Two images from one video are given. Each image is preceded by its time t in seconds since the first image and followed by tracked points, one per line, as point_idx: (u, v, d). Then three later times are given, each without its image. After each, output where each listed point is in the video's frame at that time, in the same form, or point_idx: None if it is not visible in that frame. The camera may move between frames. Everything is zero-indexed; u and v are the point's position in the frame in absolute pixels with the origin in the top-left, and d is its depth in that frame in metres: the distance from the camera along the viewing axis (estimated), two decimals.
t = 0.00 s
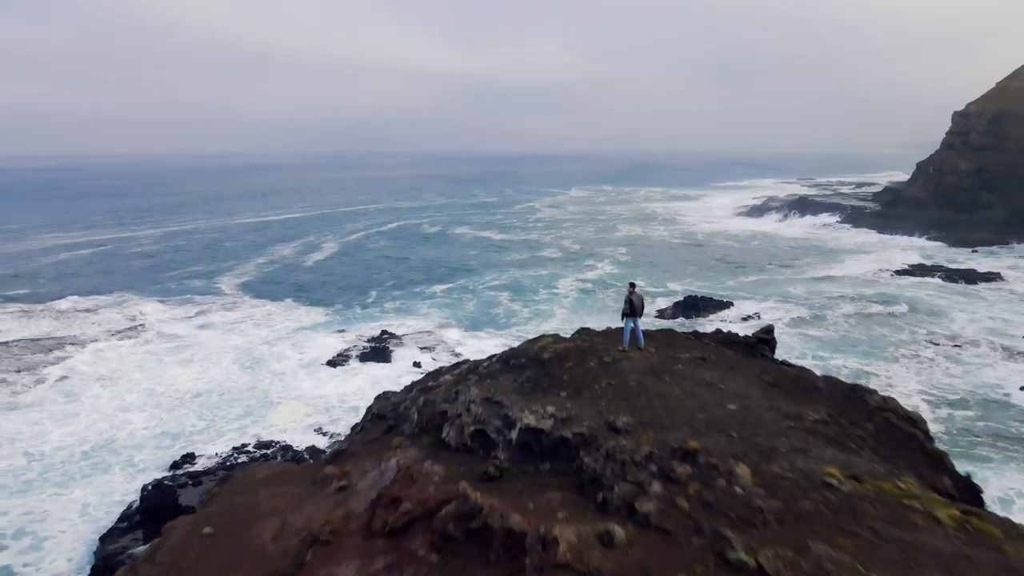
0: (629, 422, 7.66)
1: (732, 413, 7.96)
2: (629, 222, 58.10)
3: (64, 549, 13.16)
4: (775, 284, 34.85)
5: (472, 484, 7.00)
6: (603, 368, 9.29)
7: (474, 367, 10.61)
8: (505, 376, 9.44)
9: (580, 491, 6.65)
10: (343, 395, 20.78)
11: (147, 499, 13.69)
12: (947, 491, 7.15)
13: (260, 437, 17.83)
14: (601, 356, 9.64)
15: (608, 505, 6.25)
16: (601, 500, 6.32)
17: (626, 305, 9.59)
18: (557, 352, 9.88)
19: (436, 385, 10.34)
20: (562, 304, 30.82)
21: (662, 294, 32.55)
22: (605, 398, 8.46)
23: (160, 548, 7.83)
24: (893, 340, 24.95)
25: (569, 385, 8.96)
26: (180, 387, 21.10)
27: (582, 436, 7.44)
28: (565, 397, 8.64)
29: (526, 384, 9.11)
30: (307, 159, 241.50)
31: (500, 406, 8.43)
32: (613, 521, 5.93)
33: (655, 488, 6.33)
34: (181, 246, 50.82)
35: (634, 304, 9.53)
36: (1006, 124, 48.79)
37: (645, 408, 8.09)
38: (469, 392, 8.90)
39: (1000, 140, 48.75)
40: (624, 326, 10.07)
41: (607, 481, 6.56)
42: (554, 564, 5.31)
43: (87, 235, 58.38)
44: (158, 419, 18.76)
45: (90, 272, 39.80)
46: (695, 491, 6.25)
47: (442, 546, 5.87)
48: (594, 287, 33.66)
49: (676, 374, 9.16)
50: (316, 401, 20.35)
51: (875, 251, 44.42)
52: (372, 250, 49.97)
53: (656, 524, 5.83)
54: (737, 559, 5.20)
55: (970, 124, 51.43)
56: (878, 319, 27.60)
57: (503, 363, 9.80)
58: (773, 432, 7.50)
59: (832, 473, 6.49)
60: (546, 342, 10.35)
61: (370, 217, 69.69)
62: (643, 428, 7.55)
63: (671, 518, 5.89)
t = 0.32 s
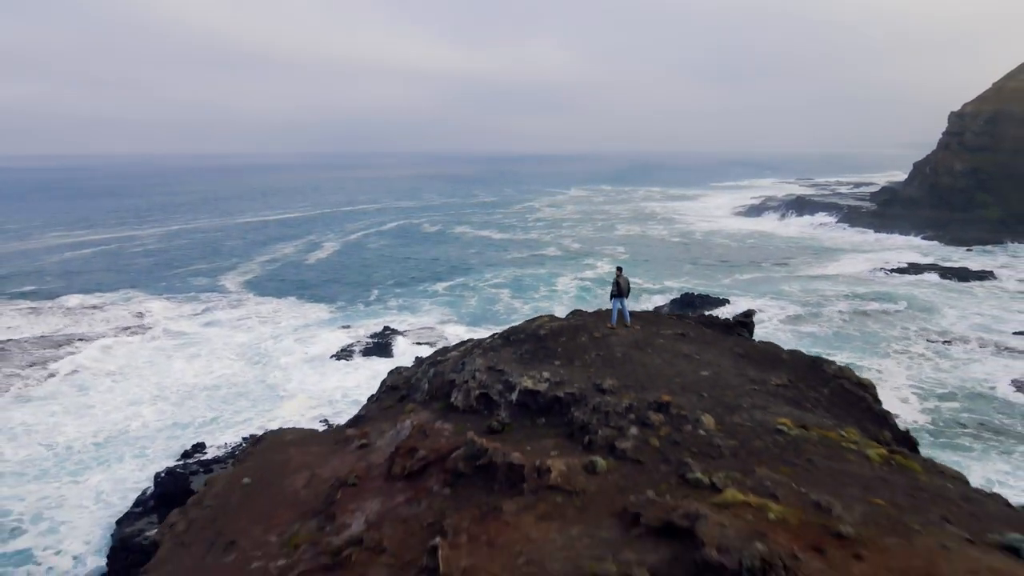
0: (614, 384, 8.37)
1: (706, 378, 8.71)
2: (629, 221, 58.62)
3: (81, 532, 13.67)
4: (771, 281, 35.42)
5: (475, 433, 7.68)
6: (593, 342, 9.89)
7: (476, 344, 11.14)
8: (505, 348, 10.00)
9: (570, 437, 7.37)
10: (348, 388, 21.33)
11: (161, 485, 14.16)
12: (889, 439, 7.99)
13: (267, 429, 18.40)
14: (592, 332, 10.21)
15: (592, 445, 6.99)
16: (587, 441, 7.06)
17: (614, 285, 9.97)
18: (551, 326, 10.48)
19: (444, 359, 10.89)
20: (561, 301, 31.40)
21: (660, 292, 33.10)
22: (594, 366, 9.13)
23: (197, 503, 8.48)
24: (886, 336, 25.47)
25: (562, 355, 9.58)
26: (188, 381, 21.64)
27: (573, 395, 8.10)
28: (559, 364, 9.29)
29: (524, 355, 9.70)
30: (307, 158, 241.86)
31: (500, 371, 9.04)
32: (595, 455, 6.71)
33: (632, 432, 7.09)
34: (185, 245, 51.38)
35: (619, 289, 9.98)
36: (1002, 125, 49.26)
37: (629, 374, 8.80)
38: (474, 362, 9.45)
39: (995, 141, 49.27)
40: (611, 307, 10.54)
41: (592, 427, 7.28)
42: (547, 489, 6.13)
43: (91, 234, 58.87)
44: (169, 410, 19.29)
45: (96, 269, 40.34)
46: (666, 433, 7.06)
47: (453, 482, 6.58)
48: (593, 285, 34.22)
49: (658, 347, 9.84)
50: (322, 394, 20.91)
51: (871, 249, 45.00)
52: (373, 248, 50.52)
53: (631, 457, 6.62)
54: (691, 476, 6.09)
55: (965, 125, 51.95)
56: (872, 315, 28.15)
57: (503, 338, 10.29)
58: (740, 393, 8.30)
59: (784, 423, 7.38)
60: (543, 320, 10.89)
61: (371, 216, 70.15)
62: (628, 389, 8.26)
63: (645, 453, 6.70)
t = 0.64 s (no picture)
0: (608, 360, 8.86)
1: (693, 357, 9.20)
2: (628, 221, 58.97)
3: (96, 520, 14.11)
4: (768, 280, 35.87)
5: (482, 403, 8.22)
6: (589, 326, 10.30)
7: (481, 328, 11.54)
8: (510, 331, 10.45)
9: (568, 405, 7.92)
10: (351, 383, 21.76)
11: (172, 474, 14.50)
12: (855, 409, 8.48)
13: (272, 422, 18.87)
14: (588, 317, 10.61)
15: (587, 411, 7.56)
16: (583, 407, 7.63)
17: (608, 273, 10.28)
18: (549, 311, 10.89)
19: (452, 342, 11.31)
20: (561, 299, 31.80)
21: (658, 290, 33.51)
22: (590, 345, 9.59)
23: (230, 468, 9.05)
24: (880, 333, 25.90)
25: (561, 337, 10.01)
26: (194, 376, 22.06)
27: (570, 369, 8.61)
28: (559, 343, 9.74)
29: (527, 338, 10.13)
30: (307, 159, 242.03)
31: (503, 351, 9.50)
32: (590, 417, 7.31)
33: (623, 399, 7.64)
34: (187, 244, 51.75)
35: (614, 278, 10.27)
36: (998, 125, 49.63)
37: (622, 352, 9.28)
38: (480, 343, 9.89)
39: (992, 141, 49.60)
40: (606, 294, 10.94)
41: (588, 397, 7.82)
42: (547, 444, 6.77)
43: (93, 233, 59.22)
44: (177, 405, 19.74)
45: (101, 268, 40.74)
46: (653, 400, 7.62)
47: (465, 444, 7.22)
48: (592, 284, 34.64)
49: (649, 330, 10.28)
50: (325, 389, 21.34)
51: (867, 249, 45.46)
52: (374, 248, 50.94)
53: (621, 418, 7.22)
54: (672, 431, 6.70)
55: (962, 125, 52.33)
56: (867, 313, 28.58)
57: (506, 323, 10.71)
58: (723, 369, 8.82)
59: (760, 393, 7.94)
60: (543, 307, 11.30)
61: (372, 216, 70.60)
62: (620, 365, 8.75)
63: (635, 416, 7.28)
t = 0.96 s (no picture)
0: (607, 345, 9.24)
1: (685, 343, 9.56)
2: (628, 220, 59.26)
3: (107, 511, 14.45)
4: (767, 279, 36.21)
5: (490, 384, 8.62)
6: (589, 314, 10.67)
7: (487, 319, 11.91)
8: (514, 321, 10.83)
9: (569, 385, 8.31)
10: (354, 379, 22.11)
11: (181, 466, 14.82)
12: (835, 390, 8.81)
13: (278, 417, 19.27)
14: (587, 307, 10.94)
15: (586, 389, 7.96)
16: (582, 386, 8.02)
17: (608, 266, 10.61)
18: (551, 302, 11.26)
19: (461, 331, 11.66)
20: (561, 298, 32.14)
21: (658, 289, 33.84)
22: (590, 332, 9.97)
23: (256, 446, 9.43)
24: (876, 331, 26.24)
25: (563, 324, 10.38)
26: (200, 372, 22.41)
27: (571, 353, 8.98)
28: (560, 331, 10.12)
29: (531, 325, 10.51)
30: (307, 159, 242.26)
31: (508, 338, 9.87)
32: (589, 394, 7.70)
33: (619, 377, 8.03)
34: (190, 243, 52.12)
35: (614, 271, 10.60)
36: (997, 126, 49.90)
37: (621, 338, 9.65)
38: (487, 331, 10.25)
39: (991, 142, 49.87)
40: (606, 286, 11.27)
41: (587, 376, 8.21)
42: (551, 417, 7.17)
43: (96, 232, 59.58)
44: (184, 400, 20.10)
45: (105, 267, 41.08)
46: (648, 379, 8.00)
47: (476, 420, 7.68)
48: (593, 283, 34.99)
49: (645, 319, 10.64)
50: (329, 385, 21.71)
51: (865, 248, 45.82)
52: (376, 247, 51.23)
53: (619, 394, 7.60)
54: (664, 404, 7.08)
55: (961, 125, 52.62)
56: (864, 311, 28.92)
57: (511, 313, 11.09)
58: (714, 354, 9.19)
59: (746, 374, 8.30)
60: (545, 298, 11.65)
61: (372, 216, 70.85)
62: (619, 349, 9.13)
63: (630, 392, 7.67)
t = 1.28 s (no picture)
0: (608, 335, 9.52)
1: (682, 334, 9.81)
2: (628, 220, 59.43)
3: (116, 505, 14.70)
4: (766, 279, 36.41)
5: (497, 372, 8.93)
6: (590, 307, 10.94)
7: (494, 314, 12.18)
8: (520, 313, 11.11)
9: (572, 372, 8.61)
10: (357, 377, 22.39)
11: (189, 461, 15.09)
12: (823, 378, 9.04)
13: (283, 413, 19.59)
14: (590, 300, 11.20)
15: (588, 375, 8.25)
16: (585, 372, 8.33)
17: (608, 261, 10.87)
18: (555, 296, 11.53)
19: (468, 324, 11.93)
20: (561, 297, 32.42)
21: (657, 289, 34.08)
22: (592, 323, 10.25)
23: (277, 431, 9.74)
24: (873, 330, 26.50)
25: (566, 317, 10.65)
26: (205, 370, 22.68)
27: (574, 343, 9.27)
28: (564, 322, 10.40)
29: (537, 318, 10.80)
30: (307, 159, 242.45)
31: (513, 330, 10.15)
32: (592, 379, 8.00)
33: (619, 364, 8.32)
34: (192, 243, 52.33)
35: (614, 266, 10.86)
36: (995, 125, 50.10)
37: (622, 329, 9.93)
38: (494, 323, 10.53)
39: (989, 142, 50.08)
40: (606, 281, 11.52)
41: (590, 364, 8.51)
42: (556, 400, 7.47)
43: (97, 232, 59.86)
44: (190, 397, 20.38)
45: (107, 266, 41.31)
46: (647, 366, 8.28)
47: (486, 405, 8.03)
48: (592, 283, 35.25)
49: (644, 312, 10.91)
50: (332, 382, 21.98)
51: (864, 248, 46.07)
52: (376, 246, 51.44)
53: (618, 379, 7.89)
54: (662, 387, 7.35)
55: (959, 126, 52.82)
56: (862, 310, 29.22)
57: (516, 307, 11.36)
58: (710, 344, 9.44)
59: (740, 362, 8.55)
60: (549, 292, 11.92)
61: (373, 216, 71.06)
62: (619, 339, 9.41)
63: (630, 377, 7.96)
